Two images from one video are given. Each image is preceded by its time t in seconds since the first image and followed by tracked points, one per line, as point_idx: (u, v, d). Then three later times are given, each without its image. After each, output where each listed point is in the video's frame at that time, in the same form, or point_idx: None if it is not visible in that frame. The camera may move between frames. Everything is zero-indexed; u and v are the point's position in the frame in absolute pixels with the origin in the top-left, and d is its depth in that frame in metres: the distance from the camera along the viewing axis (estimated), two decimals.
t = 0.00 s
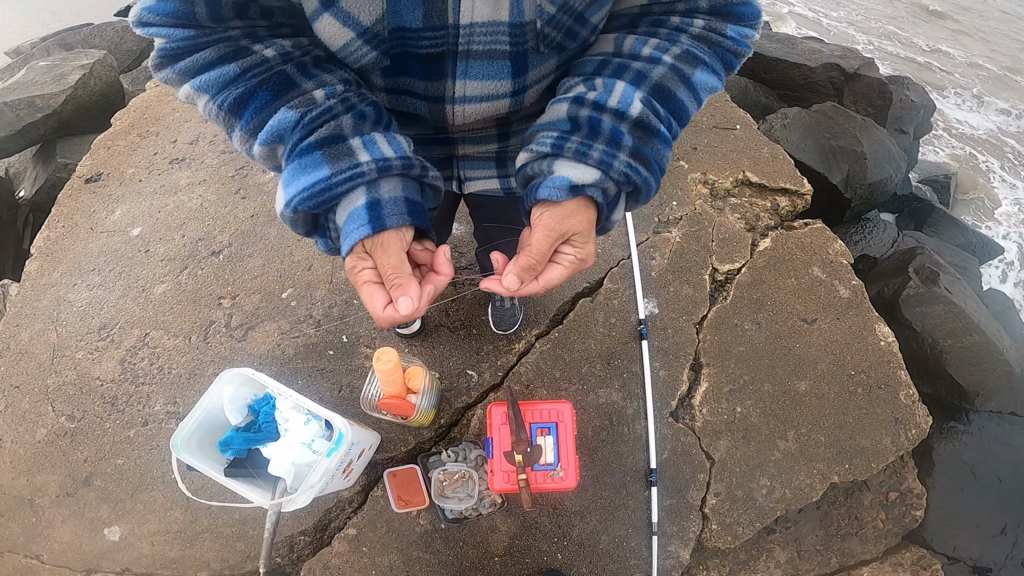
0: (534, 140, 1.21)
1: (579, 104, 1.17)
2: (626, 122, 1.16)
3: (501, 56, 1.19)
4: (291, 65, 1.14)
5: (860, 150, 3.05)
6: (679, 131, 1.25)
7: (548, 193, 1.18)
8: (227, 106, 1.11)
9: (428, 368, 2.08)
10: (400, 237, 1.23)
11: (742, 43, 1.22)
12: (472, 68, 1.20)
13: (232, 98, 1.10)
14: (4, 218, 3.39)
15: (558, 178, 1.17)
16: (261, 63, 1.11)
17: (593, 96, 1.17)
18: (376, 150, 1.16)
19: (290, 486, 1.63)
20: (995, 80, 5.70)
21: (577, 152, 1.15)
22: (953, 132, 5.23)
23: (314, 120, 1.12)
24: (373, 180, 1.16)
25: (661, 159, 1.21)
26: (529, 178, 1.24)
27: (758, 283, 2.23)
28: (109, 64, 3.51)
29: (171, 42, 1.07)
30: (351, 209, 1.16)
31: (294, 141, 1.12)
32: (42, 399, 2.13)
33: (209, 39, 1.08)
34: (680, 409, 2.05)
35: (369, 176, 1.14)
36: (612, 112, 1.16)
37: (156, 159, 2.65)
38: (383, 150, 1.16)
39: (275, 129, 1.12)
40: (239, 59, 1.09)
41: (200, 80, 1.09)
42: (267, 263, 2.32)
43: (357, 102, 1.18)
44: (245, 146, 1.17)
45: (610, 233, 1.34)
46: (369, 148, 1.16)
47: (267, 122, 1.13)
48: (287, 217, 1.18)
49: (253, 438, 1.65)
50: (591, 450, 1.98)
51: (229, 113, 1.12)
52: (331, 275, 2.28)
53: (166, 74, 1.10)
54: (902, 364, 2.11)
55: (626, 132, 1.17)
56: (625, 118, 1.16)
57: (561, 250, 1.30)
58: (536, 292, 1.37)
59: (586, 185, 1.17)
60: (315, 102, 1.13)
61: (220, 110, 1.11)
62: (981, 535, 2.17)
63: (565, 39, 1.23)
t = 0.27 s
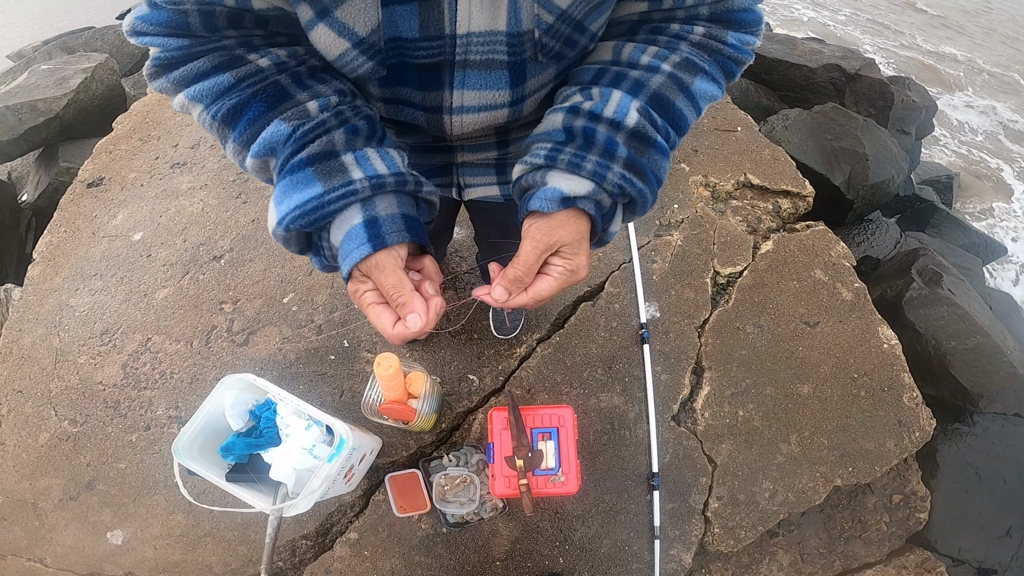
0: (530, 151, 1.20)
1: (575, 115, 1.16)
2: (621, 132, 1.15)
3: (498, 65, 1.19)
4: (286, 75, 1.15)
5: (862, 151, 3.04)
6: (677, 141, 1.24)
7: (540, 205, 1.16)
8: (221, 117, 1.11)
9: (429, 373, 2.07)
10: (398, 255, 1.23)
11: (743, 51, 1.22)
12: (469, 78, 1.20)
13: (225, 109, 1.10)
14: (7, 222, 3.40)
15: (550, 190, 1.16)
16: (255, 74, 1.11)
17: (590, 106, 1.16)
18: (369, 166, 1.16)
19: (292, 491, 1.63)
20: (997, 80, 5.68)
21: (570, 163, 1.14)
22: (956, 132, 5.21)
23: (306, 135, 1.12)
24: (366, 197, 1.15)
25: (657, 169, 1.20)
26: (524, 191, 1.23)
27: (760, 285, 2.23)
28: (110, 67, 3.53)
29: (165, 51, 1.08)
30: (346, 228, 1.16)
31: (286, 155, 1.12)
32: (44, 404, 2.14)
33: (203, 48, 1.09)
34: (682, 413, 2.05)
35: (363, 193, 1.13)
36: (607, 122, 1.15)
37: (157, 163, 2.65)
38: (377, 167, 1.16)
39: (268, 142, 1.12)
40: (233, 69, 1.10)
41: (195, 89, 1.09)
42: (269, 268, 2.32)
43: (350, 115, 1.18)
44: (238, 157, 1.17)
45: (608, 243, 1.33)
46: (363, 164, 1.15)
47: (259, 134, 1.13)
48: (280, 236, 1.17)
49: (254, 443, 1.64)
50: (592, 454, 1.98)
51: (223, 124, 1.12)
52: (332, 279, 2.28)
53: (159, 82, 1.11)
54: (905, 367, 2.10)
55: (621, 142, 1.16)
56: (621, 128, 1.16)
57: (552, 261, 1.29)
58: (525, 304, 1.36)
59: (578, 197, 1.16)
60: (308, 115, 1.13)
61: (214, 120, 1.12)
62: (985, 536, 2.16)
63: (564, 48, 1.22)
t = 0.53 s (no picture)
0: (526, 162, 1.21)
1: (570, 124, 1.17)
2: (617, 140, 1.15)
3: (494, 72, 1.19)
4: (280, 84, 1.15)
5: (864, 151, 3.03)
6: (677, 147, 1.23)
7: (535, 215, 1.16)
8: (214, 126, 1.11)
9: (430, 376, 2.07)
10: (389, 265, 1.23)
11: (743, 54, 1.21)
12: (465, 85, 1.20)
13: (219, 117, 1.10)
14: (10, 225, 3.41)
15: (544, 201, 1.15)
16: (249, 82, 1.11)
17: (585, 114, 1.16)
18: (362, 177, 1.15)
19: (293, 494, 1.64)
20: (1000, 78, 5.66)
21: (564, 173, 1.14)
22: (960, 131, 5.18)
23: (299, 144, 1.12)
24: (360, 208, 1.15)
25: (656, 176, 1.18)
26: (520, 202, 1.23)
27: (763, 287, 2.22)
28: (112, 71, 3.54)
29: (159, 59, 1.08)
30: (339, 238, 1.15)
31: (279, 165, 1.12)
32: (47, 407, 2.14)
33: (197, 56, 1.09)
34: (684, 416, 2.04)
35: (355, 204, 1.13)
36: (603, 130, 1.15)
37: (158, 166, 2.65)
38: (370, 177, 1.15)
39: (262, 151, 1.12)
40: (227, 77, 1.10)
41: (189, 98, 1.09)
42: (270, 271, 2.32)
43: (344, 125, 1.18)
44: (232, 166, 1.17)
45: (611, 255, 1.31)
46: (356, 175, 1.15)
47: (253, 144, 1.13)
48: (273, 246, 1.17)
49: (255, 447, 1.64)
50: (594, 456, 1.97)
51: (217, 133, 1.12)
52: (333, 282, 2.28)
53: (154, 90, 1.11)
54: (909, 369, 2.09)
55: (618, 150, 1.15)
56: (617, 136, 1.15)
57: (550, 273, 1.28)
58: (532, 317, 1.34)
59: (572, 207, 1.15)
60: (302, 126, 1.13)
61: (208, 129, 1.12)
62: (990, 538, 2.14)
63: (560, 53, 1.22)
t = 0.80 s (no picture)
0: (527, 166, 1.21)
1: (570, 128, 1.17)
2: (617, 145, 1.14)
3: (493, 77, 1.19)
4: (279, 91, 1.15)
5: (867, 152, 3.02)
6: (678, 151, 1.22)
7: (530, 217, 1.15)
8: (213, 132, 1.11)
9: (432, 379, 2.08)
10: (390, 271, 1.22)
11: (743, 57, 1.21)
12: (463, 90, 1.20)
13: (218, 124, 1.10)
14: (14, 228, 3.42)
15: (540, 204, 1.15)
16: (248, 89, 1.11)
17: (586, 119, 1.17)
18: (364, 185, 1.16)
19: (295, 497, 1.64)
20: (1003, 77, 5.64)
21: (563, 177, 1.13)
22: (963, 131, 5.17)
23: (299, 152, 1.12)
24: (360, 215, 1.15)
25: (657, 181, 1.18)
26: (517, 206, 1.23)
27: (765, 289, 2.21)
28: (115, 73, 3.55)
29: (158, 65, 1.09)
30: (339, 243, 1.15)
31: (279, 171, 1.12)
32: (51, 409, 2.15)
33: (196, 62, 1.10)
34: (687, 418, 2.03)
35: (357, 210, 1.13)
36: (603, 135, 1.15)
37: (161, 169, 2.66)
38: (371, 185, 1.17)
39: (261, 158, 1.12)
40: (226, 83, 1.10)
41: (187, 104, 1.09)
42: (272, 274, 2.33)
43: (344, 134, 1.19)
44: (230, 173, 1.17)
45: (610, 260, 1.30)
46: (357, 182, 1.16)
47: (252, 151, 1.13)
48: (270, 252, 1.16)
49: (258, 450, 1.65)
50: (596, 459, 1.97)
51: (216, 140, 1.12)
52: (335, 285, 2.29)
53: (153, 96, 1.11)
54: (912, 370, 2.08)
55: (618, 155, 1.15)
56: (618, 140, 1.15)
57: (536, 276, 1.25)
58: (514, 323, 1.31)
59: (569, 211, 1.14)
60: (302, 133, 1.14)
61: (207, 136, 1.11)
62: (995, 539, 2.13)
63: (560, 57, 1.22)
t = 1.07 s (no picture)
0: (525, 170, 1.21)
1: (568, 131, 1.17)
2: (615, 148, 1.15)
3: (491, 77, 1.18)
4: (280, 93, 1.15)
5: (869, 151, 3.02)
6: (677, 153, 1.21)
7: (530, 221, 1.16)
8: (215, 134, 1.11)
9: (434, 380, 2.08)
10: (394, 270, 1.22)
11: (742, 56, 1.21)
12: (462, 90, 1.20)
13: (220, 127, 1.11)
14: (17, 229, 3.43)
15: (538, 208, 1.15)
16: (248, 92, 1.12)
17: (583, 122, 1.17)
18: (366, 185, 1.16)
19: (298, 498, 1.64)
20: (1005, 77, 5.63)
21: (561, 180, 1.14)
22: (965, 131, 5.16)
23: (302, 153, 1.13)
24: (362, 214, 1.15)
25: (656, 184, 1.18)
26: (516, 210, 1.23)
27: (768, 289, 2.21)
28: (117, 75, 3.56)
29: (160, 67, 1.08)
30: (341, 240, 1.14)
31: (281, 172, 1.12)
32: (54, 411, 2.15)
33: (197, 64, 1.10)
34: (689, 419, 2.03)
35: (359, 209, 1.13)
36: (601, 137, 1.15)
37: (164, 171, 2.67)
38: (373, 185, 1.17)
39: (263, 160, 1.12)
40: (227, 86, 1.11)
41: (189, 106, 1.10)
42: (275, 275, 2.33)
43: (347, 136, 1.20)
44: (233, 176, 1.17)
45: (612, 264, 1.30)
46: (360, 182, 1.16)
47: (254, 153, 1.13)
48: (273, 251, 1.16)
49: (261, 451, 1.66)
50: (599, 459, 1.97)
51: (218, 142, 1.12)
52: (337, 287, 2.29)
53: (156, 98, 1.10)
54: (915, 371, 2.08)
55: (616, 158, 1.15)
56: (615, 143, 1.15)
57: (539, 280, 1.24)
58: (521, 333, 1.28)
59: (567, 215, 1.15)
60: (304, 135, 1.14)
61: (209, 138, 1.12)
62: (999, 539, 2.13)
63: (558, 58, 1.22)
